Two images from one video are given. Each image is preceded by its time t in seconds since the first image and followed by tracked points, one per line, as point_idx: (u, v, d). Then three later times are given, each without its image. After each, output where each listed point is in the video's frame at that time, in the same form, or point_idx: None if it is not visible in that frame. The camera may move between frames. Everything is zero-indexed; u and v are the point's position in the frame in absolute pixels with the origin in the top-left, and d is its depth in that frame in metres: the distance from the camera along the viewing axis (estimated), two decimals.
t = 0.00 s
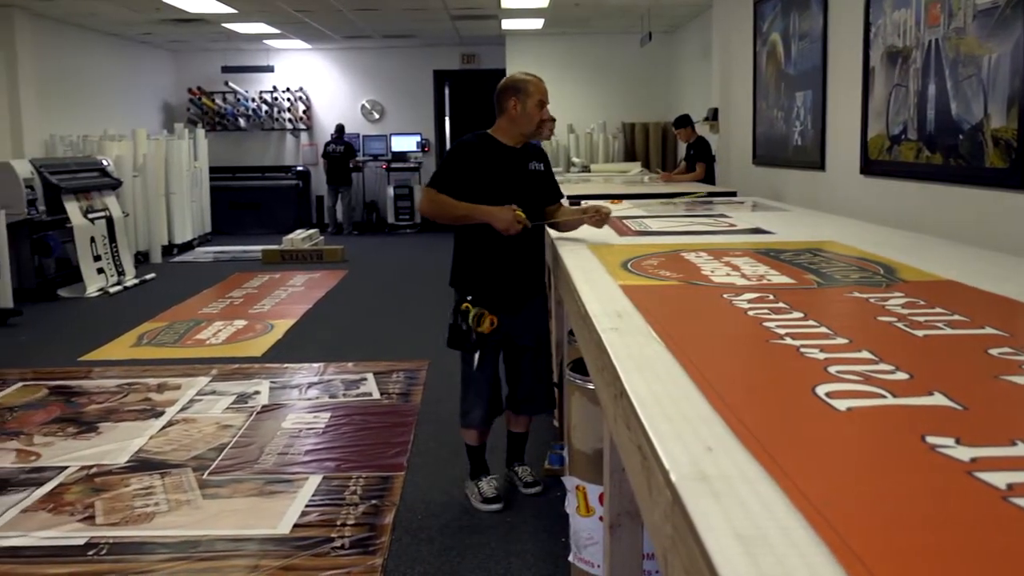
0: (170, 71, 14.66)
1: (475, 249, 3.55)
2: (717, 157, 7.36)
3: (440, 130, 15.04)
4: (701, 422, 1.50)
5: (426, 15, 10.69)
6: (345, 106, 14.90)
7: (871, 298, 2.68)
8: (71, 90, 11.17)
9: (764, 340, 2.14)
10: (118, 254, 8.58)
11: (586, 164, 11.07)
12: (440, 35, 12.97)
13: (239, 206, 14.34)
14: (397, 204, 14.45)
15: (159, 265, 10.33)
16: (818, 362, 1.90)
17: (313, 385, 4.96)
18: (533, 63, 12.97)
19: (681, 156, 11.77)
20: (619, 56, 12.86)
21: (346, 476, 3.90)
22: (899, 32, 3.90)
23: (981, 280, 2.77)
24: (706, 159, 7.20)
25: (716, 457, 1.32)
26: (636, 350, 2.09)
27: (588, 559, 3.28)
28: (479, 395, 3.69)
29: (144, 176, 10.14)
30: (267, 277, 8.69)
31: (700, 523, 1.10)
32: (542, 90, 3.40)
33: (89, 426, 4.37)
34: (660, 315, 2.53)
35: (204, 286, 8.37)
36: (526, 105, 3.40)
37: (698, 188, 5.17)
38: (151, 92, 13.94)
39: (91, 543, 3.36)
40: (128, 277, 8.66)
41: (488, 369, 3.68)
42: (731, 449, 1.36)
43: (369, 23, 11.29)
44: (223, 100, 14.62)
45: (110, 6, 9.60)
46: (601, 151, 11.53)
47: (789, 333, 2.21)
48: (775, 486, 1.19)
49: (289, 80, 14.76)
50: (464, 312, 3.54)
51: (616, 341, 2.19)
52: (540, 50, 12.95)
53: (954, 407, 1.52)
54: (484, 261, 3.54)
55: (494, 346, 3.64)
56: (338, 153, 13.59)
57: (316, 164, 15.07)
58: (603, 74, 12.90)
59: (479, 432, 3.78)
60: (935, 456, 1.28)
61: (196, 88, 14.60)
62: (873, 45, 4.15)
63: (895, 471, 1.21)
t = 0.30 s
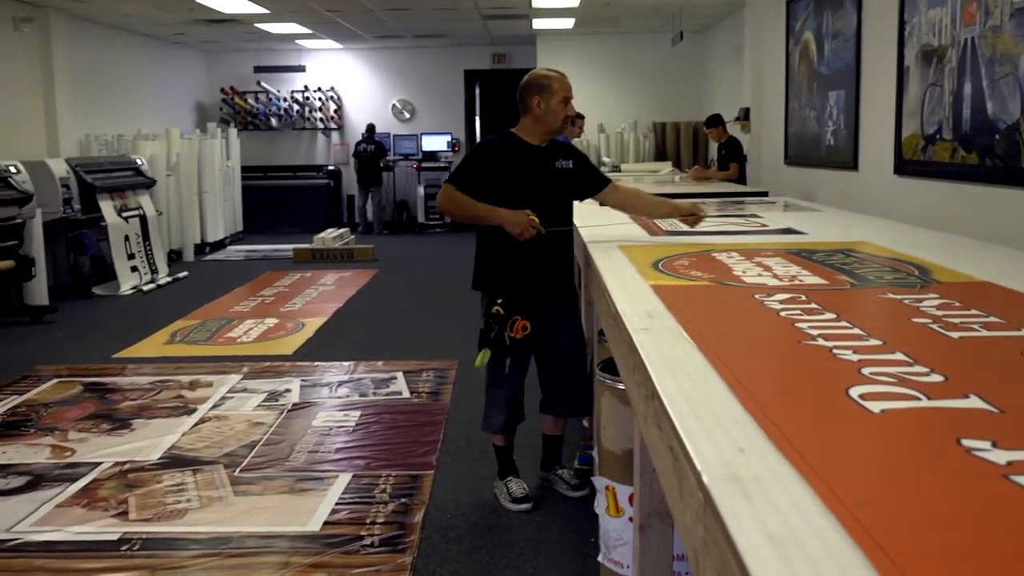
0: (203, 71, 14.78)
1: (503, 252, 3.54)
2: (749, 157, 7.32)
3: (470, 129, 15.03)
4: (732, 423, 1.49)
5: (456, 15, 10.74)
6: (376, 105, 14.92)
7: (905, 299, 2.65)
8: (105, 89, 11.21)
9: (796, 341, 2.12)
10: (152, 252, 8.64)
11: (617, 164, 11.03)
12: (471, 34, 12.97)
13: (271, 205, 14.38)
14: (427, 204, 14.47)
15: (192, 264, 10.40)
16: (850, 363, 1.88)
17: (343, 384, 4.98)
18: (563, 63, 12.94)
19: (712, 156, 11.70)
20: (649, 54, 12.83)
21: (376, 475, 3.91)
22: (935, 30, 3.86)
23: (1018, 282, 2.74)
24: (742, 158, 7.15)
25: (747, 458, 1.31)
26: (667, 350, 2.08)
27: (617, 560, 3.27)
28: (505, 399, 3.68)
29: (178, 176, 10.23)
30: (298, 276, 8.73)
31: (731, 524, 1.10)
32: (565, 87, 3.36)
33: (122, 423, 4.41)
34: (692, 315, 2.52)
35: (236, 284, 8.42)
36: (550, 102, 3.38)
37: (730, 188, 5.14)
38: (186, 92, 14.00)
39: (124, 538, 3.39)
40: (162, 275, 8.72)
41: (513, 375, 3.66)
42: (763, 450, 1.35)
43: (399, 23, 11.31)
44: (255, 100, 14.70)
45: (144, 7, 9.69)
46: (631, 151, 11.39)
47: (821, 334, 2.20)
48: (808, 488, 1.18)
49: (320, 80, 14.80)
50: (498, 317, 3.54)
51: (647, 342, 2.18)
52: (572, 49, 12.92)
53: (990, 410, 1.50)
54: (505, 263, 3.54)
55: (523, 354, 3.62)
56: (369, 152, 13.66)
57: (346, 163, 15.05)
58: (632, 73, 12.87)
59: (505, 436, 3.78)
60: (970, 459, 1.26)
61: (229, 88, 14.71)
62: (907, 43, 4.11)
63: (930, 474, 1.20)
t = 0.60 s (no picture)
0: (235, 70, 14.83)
1: (536, 248, 3.57)
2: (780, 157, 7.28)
3: (501, 128, 14.98)
4: (764, 424, 1.48)
5: (487, 15, 10.74)
6: (407, 105, 14.95)
7: (940, 300, 2.62)
8: (140, 88, 11.28)
9: (829, 343, 2.10)
10: (185, 251, 8.68)
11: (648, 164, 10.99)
12: (502, 33, 12.96)
13: (302, 204, 14.40)
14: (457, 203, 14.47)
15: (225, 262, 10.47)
16: (885, 365, 1.86)
17: (373, 382, 5.00)
18: (595, 62, 12.91)
19: (744, 156, 11.62)
20: (678, 53, 12.77)
21: (405, 474, 3.92)
22: (971, 29, 3.81)
23: None
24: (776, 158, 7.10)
25: (780, 459, 1.30)
26: (699, 350, 2.07)
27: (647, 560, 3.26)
28: (534, 394, 3.70)
29: (211, 174, 10.41)
30: (328, 275, 8.77)
31: (764, 526, 1.09)
32: (617, 91, 3.36)
33: (155, 419, 4.45)
34: (723, 315, 2.51)
35: (268, 283, 8.46)
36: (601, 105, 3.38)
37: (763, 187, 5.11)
38: (219, 92, 14.10)
39: (157, 534, 3.42)
40: (195, 274, 8.75)
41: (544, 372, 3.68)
42: (796, 451, 1.34)
43: (429, 23, 11.39)
44: (287, 100, 14.73)
45: (178, 7, 9.77)
46: (662, 152, 11.61)
47: (855, 335, 2.18)
48: (841, 491, 1.17)
49: (352, 80, 14.86)
50: (524, 313, 3.56)
51: (679, 342, 2.17)
52: (603, 49, 12.89)
53: None
54: (541, 261, 3.55)
55: (552, 352, 3.64)
56: (400, 152, 13.72)
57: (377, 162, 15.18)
58: (661, 72, 12.84)
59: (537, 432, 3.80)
60: (1007, 463, 1.24)
61: (261, 88, 14.77)
62: (943, 42, 4.06)
63: (966, 477, 1.18)
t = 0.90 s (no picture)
0: (267, 70, 14.92)
1: (572, 242, 3.58)
2: (811, 158, 7.23)
3: (530, 128, 14.93)
4: (796, 425, 1.47)
5: (516, 14, 10.75)
6: (437, 104, 14.95)
7: (973, 302, 2.59)
8: (173, 87, 11.36)
9: (862, 344, 2.09)
10: (217, 249, 8.74)
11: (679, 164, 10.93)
12: (532, 33, 12.95)
13: (332, 203, 14.42)
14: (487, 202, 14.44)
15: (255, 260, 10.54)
16: (918, 367, 1.84)
17: (402, 381, 5.02)
18: (625, 62, 12.86)
19: (775, 156, 11.54)
20: (706, 52, 12.71)
21: (434, 472, 3.93)
22: (1007, 27, 3.76)
23: None
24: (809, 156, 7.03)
25: (811, 460, 1.30)
26: (730, 350, 2.06)
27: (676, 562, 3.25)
28: (556, 385, 3.72)
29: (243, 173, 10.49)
30: (358, 274, 8.79)
31: (795, 528, 1.08)
32: (674, 102, 3.26)
33: (187, 417, 4.49)
34: (754, 316, 2.50)
35: (298, 281, 8.51)
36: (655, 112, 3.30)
37: (794, 188, 5.08)
38: (250, 92, 14.19)
39: (188, 530, 3.45)
40: (226, 271, 8.79)
41: (567, 363, 3.70)
42: (827, 452, 1.33)
43: (459, 23, 11.43)
44: (317, 99, 14.90)
45: (210, 8, 9.83)
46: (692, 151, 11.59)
47: (887, 336, 2.16)
48: (874, 493, 1.16)
49: (381, 79, 14.90)
50: (542, 303, 3.62)
51: (709, 342, 2.16)
52: (634, 48, 12.85)
53: None
54: (581, 259, 3.56)
55: (572, 343, 3.66)
56: (429, 151, 13.76)
57: (407, 162, 15.14)
58: (689, 71, 12.78)
59: (564, 424, 3.81)
60: None
61: (292, 88, 14.89)
62: (979, 40, 4.01)
63: (1000, 480, 1.17)
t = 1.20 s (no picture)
0: (296, 70, 15.00)
1: (602, 241, 3.60)
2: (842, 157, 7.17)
3: (558, 127, 14.87)
4: (826, 426, 1.46)
5: (544, 14, 10.75)
6: (465, 103, 14.93)
7: (1007, 304, 2.56)
8: (203, 87, 11.43)
9: (893, 345, 2.07)
10: (245, 248, 8.80)
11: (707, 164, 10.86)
12: (559, 32, 12.91)
13: (361, 202, 14.48)
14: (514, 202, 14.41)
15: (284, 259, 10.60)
16: (951, 369, 1.82)
17: (429, 379, 5.03)
18: (655, 60, 12.80)
19: (804, 157, 11.46)
20: (734, 52, 12.64)
21: (461, 471, 3.94)
22: None
23: None
24: (838, 154, 6.96)
25: (842, 462, 1.28)
26: (759, 350, 2.05)
27: (703, 563, 3.23)
28: (580, 382, 3.73)
29: (271, 173, 10.56)
30: (386, 274, 8.81)
31: (825, 530, 1.08)
32: (711, 116, 3.21)
33: (215, 414, 4.52)
34: (783, 317, 2.48)
35: (326, 280, 8.54)
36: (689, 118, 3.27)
37: (824, 188, 5.05)
38: (278, 91, 14.25)
39: (216, 527, 3.47)
40: (254, 270, 8.86)
41: (591, 361, 3.71)
42: (858, 455, 1.32)
43: (488, 22, 11.42)
44: (346, 99, 14.96)
45: (240, 8, 9.88)
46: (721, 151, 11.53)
47: (919, 338, 2.14)
48: (905, 496, 1.15)
49: (409, 79, 14.91)
50: (570, 300, 3.64)
51: (737, 343, 2.15)
52: (663, 47, 12.79)
53: None
54: (612, 258, 3.56)
55: (598, 342, 3.66)
56: (457, 151, 13.74)
57: (435, 162, 15.17)
58: (717, 71, 12.72)
59: (586, 421, 3.82)
60: None
61: (320, 87, 14.96)
62: (1012, 39, 3.96)
63: None
